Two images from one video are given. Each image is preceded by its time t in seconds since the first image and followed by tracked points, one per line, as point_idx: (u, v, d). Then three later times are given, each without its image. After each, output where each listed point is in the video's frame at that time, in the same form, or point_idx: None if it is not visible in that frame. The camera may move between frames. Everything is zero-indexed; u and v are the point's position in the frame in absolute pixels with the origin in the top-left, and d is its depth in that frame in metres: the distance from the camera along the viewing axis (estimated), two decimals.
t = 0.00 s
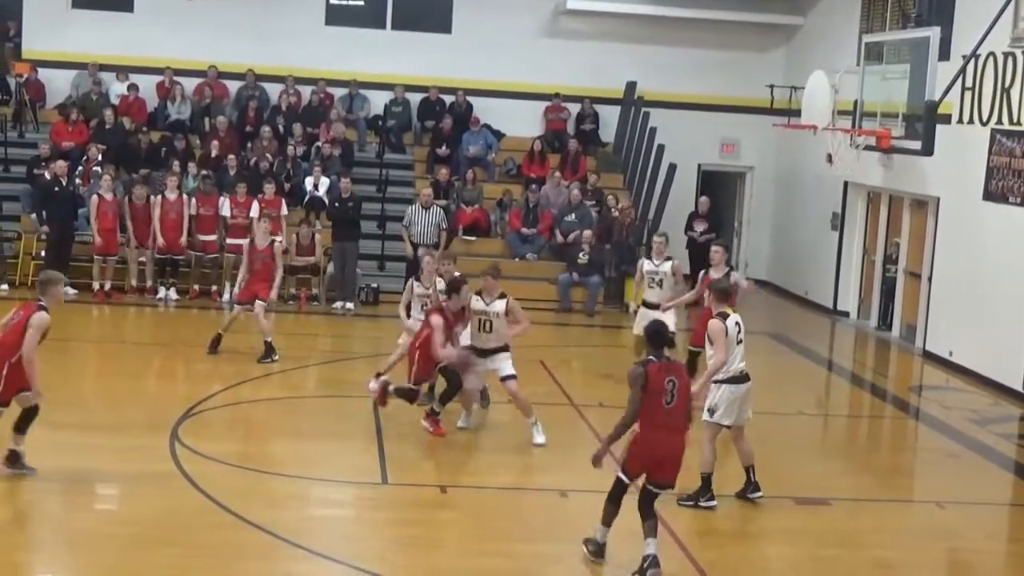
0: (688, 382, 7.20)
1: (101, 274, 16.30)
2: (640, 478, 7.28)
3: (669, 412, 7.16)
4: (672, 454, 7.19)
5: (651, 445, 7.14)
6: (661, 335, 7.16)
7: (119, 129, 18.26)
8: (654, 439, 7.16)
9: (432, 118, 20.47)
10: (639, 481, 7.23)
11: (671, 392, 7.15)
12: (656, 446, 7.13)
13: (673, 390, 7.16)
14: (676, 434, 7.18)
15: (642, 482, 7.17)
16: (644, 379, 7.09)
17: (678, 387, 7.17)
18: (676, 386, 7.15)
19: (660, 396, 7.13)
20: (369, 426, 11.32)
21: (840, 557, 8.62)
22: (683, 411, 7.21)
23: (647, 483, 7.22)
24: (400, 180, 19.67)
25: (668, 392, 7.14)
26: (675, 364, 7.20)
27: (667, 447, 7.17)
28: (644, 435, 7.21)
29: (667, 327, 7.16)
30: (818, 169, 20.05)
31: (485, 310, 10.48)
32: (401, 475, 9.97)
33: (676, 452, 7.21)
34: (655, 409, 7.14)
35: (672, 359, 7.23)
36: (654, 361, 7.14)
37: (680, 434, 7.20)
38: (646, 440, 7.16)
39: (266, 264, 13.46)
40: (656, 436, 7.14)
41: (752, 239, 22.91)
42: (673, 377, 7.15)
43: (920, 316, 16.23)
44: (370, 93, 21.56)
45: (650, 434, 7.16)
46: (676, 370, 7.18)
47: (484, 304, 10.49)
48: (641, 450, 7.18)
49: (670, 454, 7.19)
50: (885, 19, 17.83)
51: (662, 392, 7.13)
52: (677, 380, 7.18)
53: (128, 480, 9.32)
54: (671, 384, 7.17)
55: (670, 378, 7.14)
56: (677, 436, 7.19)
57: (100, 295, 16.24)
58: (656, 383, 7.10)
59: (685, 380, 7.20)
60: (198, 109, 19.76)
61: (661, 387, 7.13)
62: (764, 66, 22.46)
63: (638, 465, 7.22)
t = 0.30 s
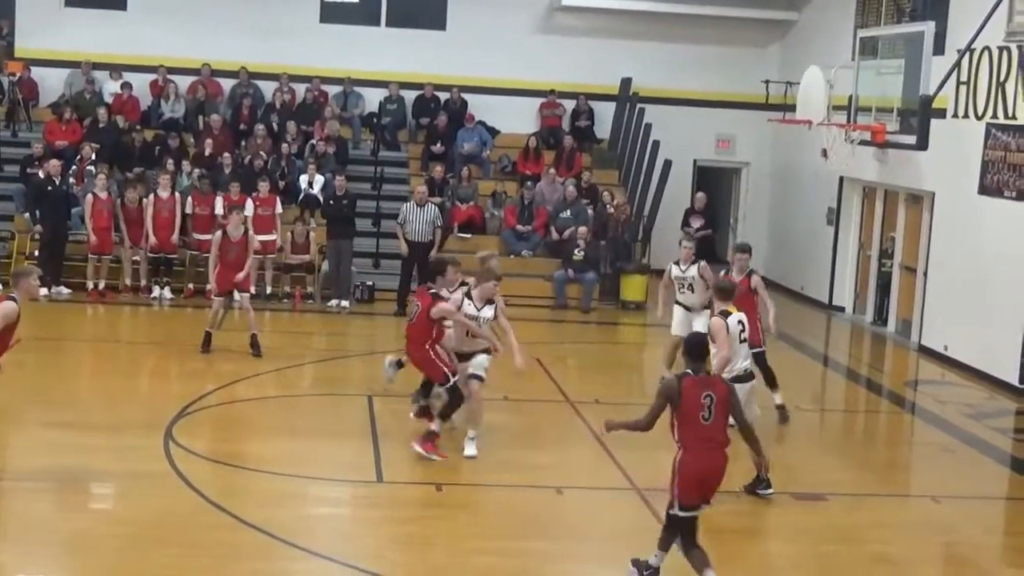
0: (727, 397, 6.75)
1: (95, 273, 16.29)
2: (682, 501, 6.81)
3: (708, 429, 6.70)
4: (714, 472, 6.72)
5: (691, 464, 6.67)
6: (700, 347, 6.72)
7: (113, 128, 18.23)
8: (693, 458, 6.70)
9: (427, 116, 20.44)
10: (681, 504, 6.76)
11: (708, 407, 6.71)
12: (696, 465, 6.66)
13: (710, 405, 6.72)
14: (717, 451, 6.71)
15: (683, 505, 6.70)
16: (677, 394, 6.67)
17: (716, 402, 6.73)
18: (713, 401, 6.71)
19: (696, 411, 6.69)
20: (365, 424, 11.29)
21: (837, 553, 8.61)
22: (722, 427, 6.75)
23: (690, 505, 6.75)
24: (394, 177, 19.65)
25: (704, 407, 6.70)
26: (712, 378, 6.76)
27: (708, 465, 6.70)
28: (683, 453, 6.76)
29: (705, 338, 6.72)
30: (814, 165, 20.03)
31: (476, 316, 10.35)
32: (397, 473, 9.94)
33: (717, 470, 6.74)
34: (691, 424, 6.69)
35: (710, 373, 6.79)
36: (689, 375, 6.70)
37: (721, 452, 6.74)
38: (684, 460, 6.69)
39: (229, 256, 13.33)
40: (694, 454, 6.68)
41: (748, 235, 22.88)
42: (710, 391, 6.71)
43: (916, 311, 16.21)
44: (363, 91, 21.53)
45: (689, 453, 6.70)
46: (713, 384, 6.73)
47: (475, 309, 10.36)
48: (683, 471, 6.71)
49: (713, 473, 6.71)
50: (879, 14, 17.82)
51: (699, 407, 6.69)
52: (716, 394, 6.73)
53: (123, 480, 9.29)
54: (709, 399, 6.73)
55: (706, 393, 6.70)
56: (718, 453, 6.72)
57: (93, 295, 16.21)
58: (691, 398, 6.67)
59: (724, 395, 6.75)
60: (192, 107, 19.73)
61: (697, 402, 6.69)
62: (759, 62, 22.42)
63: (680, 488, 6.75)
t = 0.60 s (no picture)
0: (671, 384, 6.47)
1: None
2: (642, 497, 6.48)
3: (652, 418, 6.42)
4: (664, 462, 6.39)
5: (635, 453, 6.39)
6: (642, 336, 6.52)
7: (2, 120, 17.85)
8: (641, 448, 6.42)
9: (326, 108, 20.20)
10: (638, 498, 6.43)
11: (651, 395, 6.45)
12: (640, 452, 6.38)
13: (654, 394, 6.46)
14: (664, 441, 6.41)
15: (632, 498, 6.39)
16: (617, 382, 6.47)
17: (660, 391, 6.46)
18: (656, 390, 6.45)
19: (638, 400, 6.45)
20: (262, 420, 11.15)
21: (737, 539, 8.65)
22: (669, 416, 6.46)
23: (640, 500, 6.41)
24: (292, 169, 19.41)
25: (646, 395, 6.45)
26: (658, 369, 6.52)
27: (656, 455, 6.38)
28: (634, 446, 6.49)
29: (648, 328, 6.51)
30: (714, 154, 20.17)
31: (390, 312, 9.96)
32: (294, 469, 9.82)
33: (669, 461, 6.41)
34: (634, 415, 6.44)
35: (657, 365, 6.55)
36: (630, 364, 6.50)
37: (670, 442, 6.43)
38: (632, 452, 6.42)
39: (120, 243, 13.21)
40: (638, 441, 6.41)
41: (651, 225, 22.98)
42: (651, 379, 6.46)
43: (814, 299, 16.39)
44: (260, 82, 21.28)
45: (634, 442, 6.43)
46: (657, 373, 6.49)
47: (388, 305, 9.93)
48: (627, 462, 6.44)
49: (659, 464, 6.38)
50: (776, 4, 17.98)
51: (640, 396, 6.45)
52: (660, 383, 6.47)
53: (13, 481, 9.07)
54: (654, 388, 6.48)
55: (648, 380, 6.46)
56: (665, 442, 6.41)
57: None
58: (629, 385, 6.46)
59: (670, 384, 6.47)
60: (84, 99, 19.38)
61: (639, 390, 6.46)
62: (660, 51, 22.50)
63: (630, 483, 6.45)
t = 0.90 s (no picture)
0: (647, 386, 6.17)
1: None
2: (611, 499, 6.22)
3: (625, 422, 6.13)
4: (639, 466, 6.11)
5: (607, 457, 6.10)
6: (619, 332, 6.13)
7: None
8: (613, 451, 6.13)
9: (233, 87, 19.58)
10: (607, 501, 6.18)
11: (626, 398, 6.14)
12: (612, 456, 6.09)
13: (627, 396, 6.15)
14: (639, 445, 6.11)
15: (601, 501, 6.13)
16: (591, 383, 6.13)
17: (634, 392, 6.16)
18: (630, 391, 6.15)
19: (611, 402, 6.13)
20: (171, 414, 10.64)
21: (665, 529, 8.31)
22: (644, 418, 6.17)
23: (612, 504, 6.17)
24: (199, 152, 18.90)
25: (620, 397, 6.14)
26: (632, 369, 6.21)
27: (628, 458, 6.10)
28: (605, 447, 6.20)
29: (625, 326, 6.12)
30: (635, 134, 19.86)
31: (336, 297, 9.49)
32: (203, 463, 9.33)
33: (643, 464, 6.12)
34: (607, 416, 6.13)
35: (633, 364, 6.23)
36: (603, 364, 6.15)
37: (645, 445, 6.13)
38: (604, 456, 6.13)
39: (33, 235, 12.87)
40: (610, 445, 6.11)
41: (571, 207, 22.63)
42: (626, 380, 6.15)
43: (739, 281, 16.14)
44: (165, 62, 20.58)
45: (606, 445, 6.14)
46: (631, 373, 6.18)
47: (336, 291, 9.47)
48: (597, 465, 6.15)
49: (632, 468, 6.11)
50: None
51: (613, 398, 6.13)
52: (635, 385, 6.17)
53: None
54: (628, 389, 6.17)
55: (623, 382, 6.14)
56: (640, 447, 6.12)
57: None
58: (603, 387, 6.13)
59: (644, 385, 6.18)
60: None
61: (612, 393, 6.14)
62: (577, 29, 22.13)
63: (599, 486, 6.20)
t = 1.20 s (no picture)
0: (668, 378, 5.97)
1: None
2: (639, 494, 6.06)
3: (646, 416, 5.95)
4: (660, 461, 5.93)
5: (627, 451, 5.94)
6: (642, 323, 5.97)
7: None
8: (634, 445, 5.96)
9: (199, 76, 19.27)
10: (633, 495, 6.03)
11: (646, 391, 5.97)
12: (631, 451, 5.93)
13: (649, 388, 5.97)
14: (660, 440, 5.93)
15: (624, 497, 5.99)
16: (610, 376, 5.99)
17: (656, 385, 5.98)
18: (651, 384, 5.97)
19: (631, 395, 5.97)
20: (137, 412, 10.24)
21: (654, 529, 7.95)
22: (667, 412, 5.98)
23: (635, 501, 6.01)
24: (166, 143, 18.46)
25: (640, 390, 5.97)
26: (657, 360, 6.02)
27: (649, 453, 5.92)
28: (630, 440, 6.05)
29: (645, 316, 5.95)
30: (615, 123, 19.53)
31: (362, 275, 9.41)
32: (170, 464, 8.92)
33: (665, 459, 5.94)
34: (628, 409, 5.98)
35: (659, 355, 6.04)
36: (624, 355, 6.00)
37: (666, 439, 5.94)
38: (626, 451, 5.97)
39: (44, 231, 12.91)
40: (629, 439, 5.95)
41: (549, 199, 22.28)
42: (647, 372, 5.96)
43: (722, 273, 15.83)
44: (130, 50, 20.10)
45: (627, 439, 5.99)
46: (654, 365, 5.99)
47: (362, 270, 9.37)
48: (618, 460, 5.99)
49: (654, 464, 5.93)
50: None
51: (634, 390, 5.97)
52: (656, 377, 5.97)
53: None
54: (650, 382, 5.98)
55: (643, 374, 5.96)
56: (661, 441, 5.93)
57: None
58: (621, 380, 5.97)
59: (666, 377, 5.98)
60: None
61: (633, 386, 5.97)
62: (555, 15, 21.74)
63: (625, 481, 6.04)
